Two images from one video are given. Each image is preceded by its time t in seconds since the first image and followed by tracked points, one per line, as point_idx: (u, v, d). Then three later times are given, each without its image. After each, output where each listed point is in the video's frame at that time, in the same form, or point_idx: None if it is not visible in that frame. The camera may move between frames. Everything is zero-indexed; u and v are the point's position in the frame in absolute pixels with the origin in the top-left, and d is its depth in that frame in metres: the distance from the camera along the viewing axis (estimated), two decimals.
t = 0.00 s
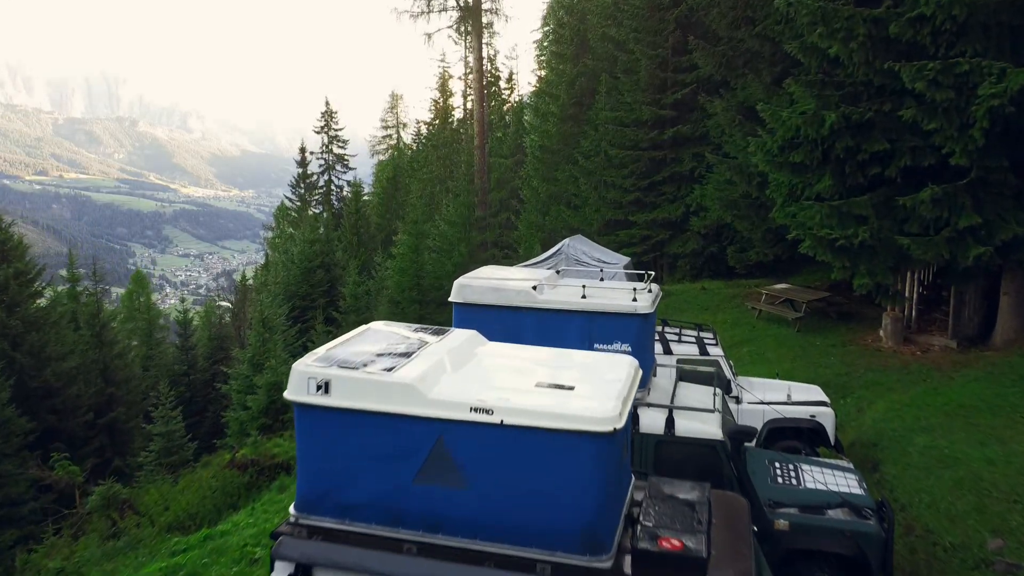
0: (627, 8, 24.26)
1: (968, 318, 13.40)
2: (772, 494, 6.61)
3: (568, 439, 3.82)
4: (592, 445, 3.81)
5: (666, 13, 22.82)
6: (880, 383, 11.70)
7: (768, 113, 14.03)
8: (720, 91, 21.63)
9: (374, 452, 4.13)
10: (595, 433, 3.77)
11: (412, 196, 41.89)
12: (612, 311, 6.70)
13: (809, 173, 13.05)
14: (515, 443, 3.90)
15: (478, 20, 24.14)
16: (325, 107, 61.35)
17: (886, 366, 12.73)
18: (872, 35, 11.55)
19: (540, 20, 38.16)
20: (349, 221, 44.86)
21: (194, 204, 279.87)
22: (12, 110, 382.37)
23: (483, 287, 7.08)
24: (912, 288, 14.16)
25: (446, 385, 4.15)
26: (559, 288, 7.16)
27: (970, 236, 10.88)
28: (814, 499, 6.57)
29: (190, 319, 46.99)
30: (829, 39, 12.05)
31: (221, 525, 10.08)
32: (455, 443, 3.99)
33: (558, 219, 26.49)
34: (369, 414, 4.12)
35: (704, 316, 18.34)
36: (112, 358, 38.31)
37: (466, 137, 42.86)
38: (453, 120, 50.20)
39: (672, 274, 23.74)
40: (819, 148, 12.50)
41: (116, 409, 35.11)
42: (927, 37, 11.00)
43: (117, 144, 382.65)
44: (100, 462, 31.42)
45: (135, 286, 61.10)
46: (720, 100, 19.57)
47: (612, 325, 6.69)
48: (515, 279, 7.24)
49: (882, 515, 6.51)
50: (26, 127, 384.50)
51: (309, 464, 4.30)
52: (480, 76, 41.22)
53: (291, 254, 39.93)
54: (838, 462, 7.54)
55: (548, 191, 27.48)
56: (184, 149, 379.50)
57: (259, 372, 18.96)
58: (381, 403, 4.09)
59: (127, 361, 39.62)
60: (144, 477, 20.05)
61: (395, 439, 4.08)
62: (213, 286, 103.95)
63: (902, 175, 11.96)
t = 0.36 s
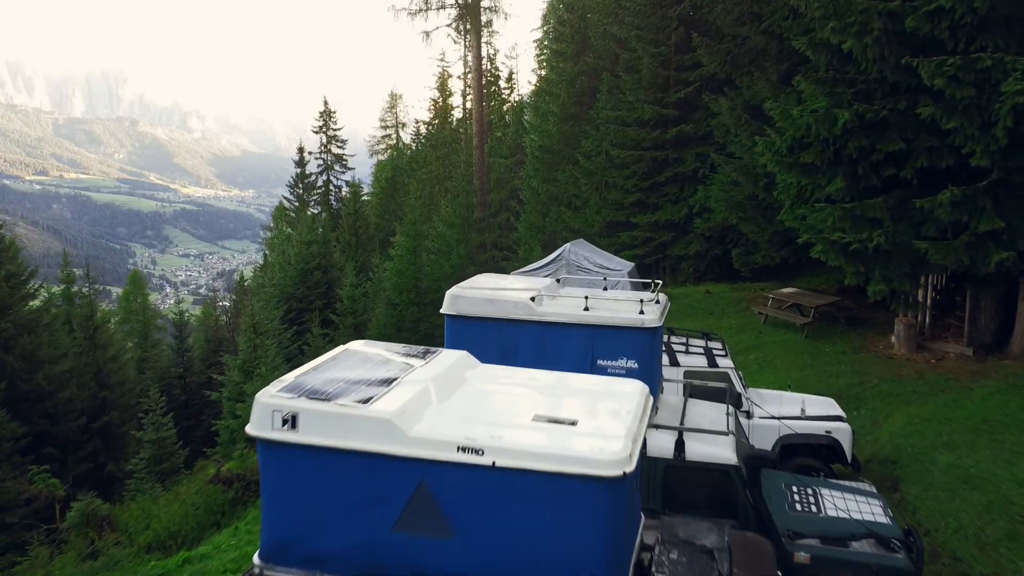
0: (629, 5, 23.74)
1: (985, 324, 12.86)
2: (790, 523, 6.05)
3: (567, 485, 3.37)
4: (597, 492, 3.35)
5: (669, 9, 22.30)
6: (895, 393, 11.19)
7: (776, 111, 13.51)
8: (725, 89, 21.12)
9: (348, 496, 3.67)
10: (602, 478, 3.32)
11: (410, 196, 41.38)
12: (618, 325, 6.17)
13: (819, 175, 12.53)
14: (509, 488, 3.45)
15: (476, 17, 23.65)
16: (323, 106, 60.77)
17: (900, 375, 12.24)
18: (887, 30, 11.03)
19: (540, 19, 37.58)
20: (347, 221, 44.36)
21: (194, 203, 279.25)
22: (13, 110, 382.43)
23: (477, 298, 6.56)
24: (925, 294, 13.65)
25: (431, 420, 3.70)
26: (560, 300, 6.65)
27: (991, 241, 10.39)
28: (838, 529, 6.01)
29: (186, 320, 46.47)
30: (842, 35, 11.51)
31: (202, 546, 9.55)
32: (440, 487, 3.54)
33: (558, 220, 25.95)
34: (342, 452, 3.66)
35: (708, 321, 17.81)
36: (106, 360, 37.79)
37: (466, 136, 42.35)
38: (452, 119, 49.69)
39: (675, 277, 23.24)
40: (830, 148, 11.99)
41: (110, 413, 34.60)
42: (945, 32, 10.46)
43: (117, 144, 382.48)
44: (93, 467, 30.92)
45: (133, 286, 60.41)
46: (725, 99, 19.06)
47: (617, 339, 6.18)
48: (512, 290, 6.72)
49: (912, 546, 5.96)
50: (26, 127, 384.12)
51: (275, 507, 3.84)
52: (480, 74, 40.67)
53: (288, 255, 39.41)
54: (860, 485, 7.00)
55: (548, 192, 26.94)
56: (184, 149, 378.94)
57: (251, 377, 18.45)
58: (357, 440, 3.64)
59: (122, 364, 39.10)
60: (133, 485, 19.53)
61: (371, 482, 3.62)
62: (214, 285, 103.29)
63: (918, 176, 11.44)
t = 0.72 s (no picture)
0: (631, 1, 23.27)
1: (1001, 331, 12.39)
2: (810, 555, 5.54)
3: (569, 539, 2.92)
4: (602, 549, 2.89)
5: (671, 6, 21.83)
6: (911, 403, 10.72)
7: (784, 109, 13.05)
8: (728, 88, 20.66)
9: (316, 547, 3.25)
10: (607, 533, 2.87)
11: (409, 197, 40.94)
12: (625, 338, 5.71)
13: (829, 176, 12.06)
14: (501, 543, 3.00)
15: (475, 15, 23.21)
16: (322, 106, 60.23)
17: (914, 383, 11.77)
18: (901, 24, 10.55)
19: (539, 17, 37.07)
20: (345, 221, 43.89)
21: (194, 204, 278.71)
22: (13, 110, 382.39)
23: (471, 310, 6.09)
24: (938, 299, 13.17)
25: (413, 464, 3.26)
26: (560, 312, 6.19)
27: (1011, 245, 9.91)
28: (862, 561, 5.50)
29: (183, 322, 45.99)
30: (855, 31, 11.06)
31: (184, 567, 9.08)
32: (421, 540, 3.09)
33: (558, 221, 25.48)
34: (312, 499, 3.23)
35: (712, 326, 17.34)
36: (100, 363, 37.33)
37: (465, 136, 41.89)
38: (452, 119, 49.22)
39: (677, 280, 22.79)
40: (842, 148, 11.53)
41: (104, 417, 34.15)
42: (963, 26, 9.97)
43: (117, 144, 382.44)
44: (86, 472, 30.46)
45: (129, 288, 59.94)
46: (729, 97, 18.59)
47: (625, 355, 5.70)
48: (509, 301, 6.25)
49: None
50: (26, 127, 383.79)
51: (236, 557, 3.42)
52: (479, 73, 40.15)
53: (285, 256, 38.94)
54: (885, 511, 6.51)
55: (548, 192, 26.46)
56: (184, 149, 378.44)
57: (244, 383, 18.00)
58: (328, 486, 3.20)
59: (117, 366, 38.65)
60: (124, 493, 19.09)
61: (341, 530, 3.19)
62: (213, 286, 102.74)
63: (933, 177, 10.97)
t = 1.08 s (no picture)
0: None
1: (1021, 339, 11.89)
2: None
3: None
4: None
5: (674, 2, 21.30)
6: (928, 416, 10.22)
7: (794, 108, 12.55)
8: (733, 85, 20.15)
9: None
10: None
11: (408, 198, 40.42)
12: (632, 356, 5.19)
13: (841, 177, 11.57)
14: None
15: (474, 11, 22.70)
16: (321, 105, 59.66)
17: (929, 394, 11.27)
18: (919, 19, 10.04)
19: (540, 14, 36.52)
20: (344, 222, 43.39)
21: (194, 203, 278.27)
22: (13, 110, 382.14)
23: (463, 326, 5.60)
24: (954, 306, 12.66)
25: (398, 529, 2.95)
26: (560, 328, 5.67)
27: None
28: None
29: (180, 323, 45.48)
30: (870, 25, 10.56)
31: None
32: None
33: (558, 222, 24.98)
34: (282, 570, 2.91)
35: (718, 331, 16.84)
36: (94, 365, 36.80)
37: (465, 136, 41.33)
38: (451, 118, 48.67)
39: (680, 283, 22.29)
40: (856, 147, 11.04)
41: (98, 420, 33.64)
42: (986, 19, 9.45)
43: (117, 144, 381.99)
44: (79, 477, 29.95)
45: (126, 288, 59.42)
46: (735, 96, 18.08)
47: (632, 374, 5.20)
48: (506, 315, 5.75)
49: None
50: (25, 127, 383.51)
51: None
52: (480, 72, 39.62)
53: (281, 257, 38.41)
54: (913, 543, 6.00)
55: (548, 193, 25.95)
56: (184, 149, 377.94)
57: (236, 388, 17.50)
58: (302, 556, 2.89)
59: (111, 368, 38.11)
60: (113, 502, 18.59)
61: None
62: (212, 285, 102.20)
63: (952, 179, 10.46)
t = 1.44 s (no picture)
0: None
1: None
2: None
3: None
4: None
5: None
6: (947, 430, 9.72)
7: (803, 107, 12.05)
8: (737, 84, 19.65)
9: None
10: None
11: (407, 199, 39.89)
12: (639, 380, 4.68)
13: (854, 178, 11.06)
14: None
15: (472, 9, 22.20)
16: (320, 105, 59.10)
17: (946, 405, 10.77)
18: (938, 11, 9.55)
19: (540, 12, 36.00)
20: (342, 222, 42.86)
21: (194, 203, 277.85)
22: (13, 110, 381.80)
23: (454, 344, 5.08)
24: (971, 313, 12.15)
25: None
26: (562, 346, 5.16)
27: None
28: None
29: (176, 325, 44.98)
30: (886, 19, 10.06)
31: None
32: None
33: (559, 224, 24.50)
34: None
35: (723, 336, 16.35)
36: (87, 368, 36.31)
37: (464, 136, 40.78)
38: (451, 118, 48.12)
39: (683, 286, 21.80)
40: (871, 148, 10.57)
41: (92, 424, 33.17)
42: (1009, 12, 8.96)
43: (117, 144, 381.58)
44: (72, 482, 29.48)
45: (123, 289, 58.89)
46: (740, 95, 17.59)
47: (640, 400, 4.70)
48: (502, 332, 5.23)
49: None
50: (25, 127, 383.30)
51: None
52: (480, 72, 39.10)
53: (278, 258, 37.91)
54: None
55: (548, 194, 25.44)
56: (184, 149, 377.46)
57: (228, 395, 17.01)
58: None
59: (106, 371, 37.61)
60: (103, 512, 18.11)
61: None
62: (213, 285, 101.74)
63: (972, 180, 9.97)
